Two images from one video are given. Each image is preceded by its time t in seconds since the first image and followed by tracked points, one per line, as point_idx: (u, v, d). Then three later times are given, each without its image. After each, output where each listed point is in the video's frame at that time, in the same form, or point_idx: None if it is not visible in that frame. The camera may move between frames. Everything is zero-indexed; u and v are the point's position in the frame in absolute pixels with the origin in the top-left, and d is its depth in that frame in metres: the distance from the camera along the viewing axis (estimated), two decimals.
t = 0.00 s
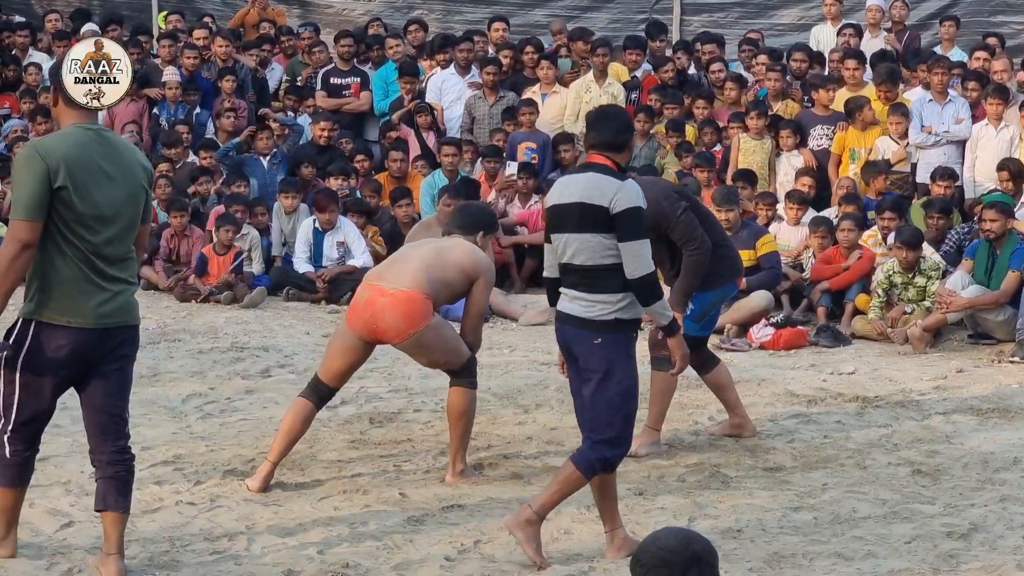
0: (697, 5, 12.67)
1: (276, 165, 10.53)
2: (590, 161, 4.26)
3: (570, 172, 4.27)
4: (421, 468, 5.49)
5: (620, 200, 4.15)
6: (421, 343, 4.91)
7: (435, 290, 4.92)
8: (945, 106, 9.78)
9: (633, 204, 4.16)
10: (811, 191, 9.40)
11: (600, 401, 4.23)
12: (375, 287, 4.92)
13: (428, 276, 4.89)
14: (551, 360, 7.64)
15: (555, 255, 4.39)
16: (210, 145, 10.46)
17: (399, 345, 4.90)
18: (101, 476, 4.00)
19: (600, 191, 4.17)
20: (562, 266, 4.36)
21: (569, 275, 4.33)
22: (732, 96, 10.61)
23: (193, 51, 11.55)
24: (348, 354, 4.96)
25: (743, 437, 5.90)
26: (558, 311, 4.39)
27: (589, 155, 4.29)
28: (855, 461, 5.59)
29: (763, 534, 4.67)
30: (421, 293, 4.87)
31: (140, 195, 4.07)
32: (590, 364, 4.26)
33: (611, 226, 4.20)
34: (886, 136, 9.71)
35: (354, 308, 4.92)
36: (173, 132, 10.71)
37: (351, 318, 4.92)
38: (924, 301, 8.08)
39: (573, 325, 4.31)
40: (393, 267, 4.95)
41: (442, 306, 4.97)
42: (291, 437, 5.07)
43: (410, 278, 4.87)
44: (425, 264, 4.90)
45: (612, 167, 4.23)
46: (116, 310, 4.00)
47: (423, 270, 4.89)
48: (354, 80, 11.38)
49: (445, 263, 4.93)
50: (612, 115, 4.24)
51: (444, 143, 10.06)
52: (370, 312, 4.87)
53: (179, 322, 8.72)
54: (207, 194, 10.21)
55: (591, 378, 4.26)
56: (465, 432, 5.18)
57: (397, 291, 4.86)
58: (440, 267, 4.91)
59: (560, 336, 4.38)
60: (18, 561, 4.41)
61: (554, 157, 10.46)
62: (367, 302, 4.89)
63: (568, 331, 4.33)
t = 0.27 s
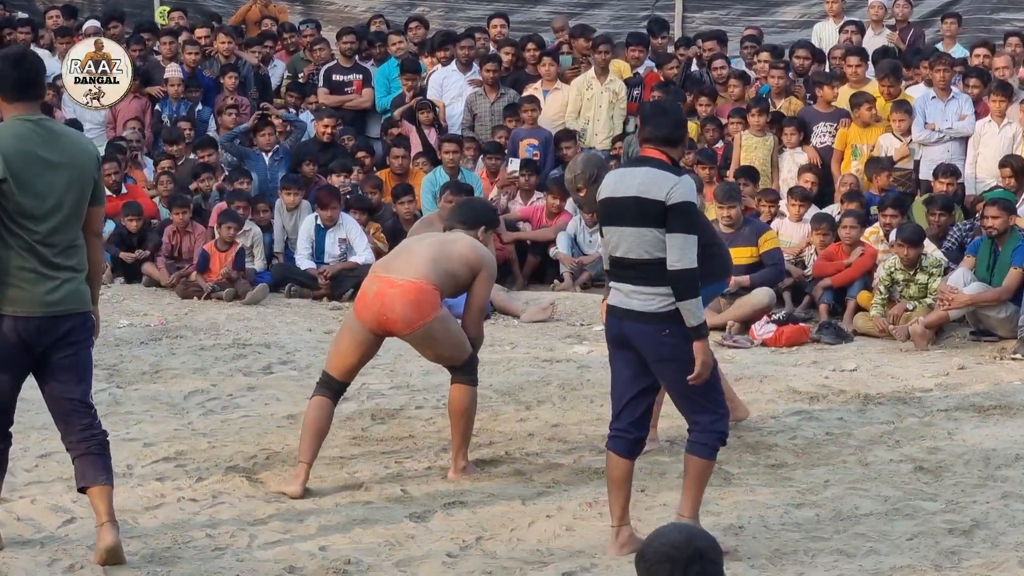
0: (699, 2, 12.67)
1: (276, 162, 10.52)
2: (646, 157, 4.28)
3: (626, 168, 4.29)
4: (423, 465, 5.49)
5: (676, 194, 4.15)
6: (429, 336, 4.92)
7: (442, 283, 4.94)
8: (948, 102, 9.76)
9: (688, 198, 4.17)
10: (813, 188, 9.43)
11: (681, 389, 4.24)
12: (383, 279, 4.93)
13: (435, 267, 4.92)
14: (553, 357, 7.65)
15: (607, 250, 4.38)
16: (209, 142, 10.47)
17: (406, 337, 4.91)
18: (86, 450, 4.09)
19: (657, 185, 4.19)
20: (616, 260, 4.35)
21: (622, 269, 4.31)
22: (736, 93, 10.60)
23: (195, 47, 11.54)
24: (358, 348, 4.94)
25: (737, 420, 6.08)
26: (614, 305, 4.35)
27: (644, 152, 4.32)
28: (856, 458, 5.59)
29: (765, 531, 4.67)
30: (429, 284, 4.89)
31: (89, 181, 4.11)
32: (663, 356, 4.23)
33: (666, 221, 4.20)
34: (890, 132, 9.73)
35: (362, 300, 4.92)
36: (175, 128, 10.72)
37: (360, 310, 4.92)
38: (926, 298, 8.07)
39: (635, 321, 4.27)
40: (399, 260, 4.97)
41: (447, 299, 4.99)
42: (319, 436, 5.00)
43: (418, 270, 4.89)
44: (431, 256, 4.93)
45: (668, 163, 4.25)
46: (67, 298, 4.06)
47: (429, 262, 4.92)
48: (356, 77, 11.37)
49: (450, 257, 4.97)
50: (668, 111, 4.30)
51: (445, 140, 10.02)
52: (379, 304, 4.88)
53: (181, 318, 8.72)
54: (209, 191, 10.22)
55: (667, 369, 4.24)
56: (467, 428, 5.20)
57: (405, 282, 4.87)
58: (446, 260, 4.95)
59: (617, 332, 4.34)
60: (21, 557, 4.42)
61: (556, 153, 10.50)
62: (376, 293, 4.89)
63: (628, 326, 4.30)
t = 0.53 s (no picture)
0: None
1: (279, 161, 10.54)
2: (708, 163, 4.25)
3: (689, 175, 4.26)
4: (424, 463, 5.49)
5: (746, 199, 4.12)
6: (424, 334, 4.92)
7: (435, 281, 4.93)
8: (950, 101, 9.74)
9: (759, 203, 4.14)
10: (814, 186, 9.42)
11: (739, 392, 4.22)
12: (378, 276, 4.92)
13: (429, 265, 4.91)
14: (554, 355, 7.64)
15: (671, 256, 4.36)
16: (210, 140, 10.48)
17: (401, 335, 4.90)
18: (34, 424, 4.31)
19: (726, 191, 4.15)
20: (682, 266, 4.32)
21: (689, 274, 4.29)
22: (738, 91, 10.60)
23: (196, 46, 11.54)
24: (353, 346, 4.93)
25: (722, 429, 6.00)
26: (679, 308, 4.33)
27: (704, 158, 4.29)
28: (857, 456, 5.59)
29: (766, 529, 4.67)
30: (424, 282, 4.89)
31: (45, 170, 4.20)
32: (729, 360, 4.21)
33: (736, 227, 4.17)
34: (891, 131, 9.77)
35: (357, 298, 4.90)
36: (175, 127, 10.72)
37: (355, 308, 4.90)
38: (926, 297, 8.06)
39: (704, 322, 4.24)
40: (393, 257, 4.96)
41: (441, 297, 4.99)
42: (313, 438, 5.00)
43: (412, 269, 4.89)
44: (425, 254, 4.93)
45: (730, 167, 4.24)
46: (19, 285, 4.18)
47: (423, 260, 4.92)
48: (356, 75, 11.36)
49: (444, 254, 4.96)
50: (722, 115, 4.28)
51: (445, 139, 10.02)
52: (375, 302, 4.87)
53: (182, 316, 8.73)
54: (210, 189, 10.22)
55: (729, 372, 4.22)
56: (465, 425, 5.19)
57: (400, 281, 4.87)
58: (440, 257, 4.95)
59: (682, 333, 4.31)
60: (21, 554, 4.42)
61: (557, 151, 10.49)
62: (371, 291, 4.88)
63: (693, 328, 4.27)
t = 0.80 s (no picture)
0: None
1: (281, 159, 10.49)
2: (774, 158, 4.35)
3: (754, 169, 4.32)
4: (425, 461, 5.49)
5: (824, 195, 4.24)
6: (431, 332, 4.93)
7: (441, 278, 4.95)
8: (952, 99, 9.76)
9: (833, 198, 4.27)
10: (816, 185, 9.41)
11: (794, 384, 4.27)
12: (384, 276, 4.94)
13: (434, 263, 4.93)
14: (555, 354, 7.64)
15: (731, 248, 4.41)
16: (212, 138, 10.48)
17: (409, 333, 4.92)
18: None
19: (801, 185, 4.25)
20: (744, 259, 4.38)
21: (751, 267, 4.36)
22: (740, 89, 10.60)
23: (197, 43, 11.53)
24: (361, 345, 4.95)
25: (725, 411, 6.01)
26: (737, 301, 4.40)
27: (768, 151, 4.38)
28: (858, 454, 5.59)
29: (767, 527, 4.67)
30: (430, 280, 4.90)
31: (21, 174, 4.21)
32: (788, 351, 4.28)
33: (807, 220, 4.28)
34: (893, 130, 9.73)
35: (364, 297, 4.93)
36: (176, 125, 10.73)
37: (362, 308, 4.92)
38: (928, 295, 8.08)
39: (765, 315, 4.31)
40: (399, 255, 4.98)
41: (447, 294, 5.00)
42: (310, 438, 4.98)
43: (417, 267, 4.91)
44: (429, 251, 4.94)
45: (796, 161, 4.34)
46: None
47: (428, 258, 4.93)
48: (357, 74, 11.35)
49: (449, 251, 4.97)
50: (782, 110, 4.41)
51: (446, 137, 10.12)
52: (381, 301, 4.89)
53: (183, 314, 8.73)
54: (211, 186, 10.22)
55: (786, 364, 4.29)
56: (472, 423, 5.18)
57: (405, 279, 4.90)
58: (444, 254, 4.95)
59: (744, 327, 4.38)
60: (22, 552, 4.42)
61: (558, 150, 10.48)
62: (377, 291, 4.90)
63: (754, 321, 4.34)
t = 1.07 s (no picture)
0: None
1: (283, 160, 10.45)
2: (814, 160, 4.40)
3: (797, 172, 4.37)
4: (427, 462, 5.50)
5: (868, 200, 4.33)
6: (435, 334, 4.94)
7: (444, 281, 4.96)
8: (956, 100, 9.87)
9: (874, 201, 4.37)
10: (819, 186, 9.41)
11: (824, 382, 4.30)
12: (388, 280, 4.92)
13: (436, 265, 4.93)
14: (557, 354, 7.64)
15: (771, 249, 4.44)
16: (215, 139, 10.48)
17: (413, 336, 4.92)
18: None
19: (845, 188, 4.33)
20: (784, 260, 4.41)
21: (792, 268, 4.39)
22: (743, 90, 10.60)
23: (200, 44, 11.51)
24: (365, 349, 4.94)
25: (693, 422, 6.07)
26: (774, 299, 4.42)
27: (807, 154, 4.43)
28: (861, 455, 5.59)
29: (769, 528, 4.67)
30: (432, 283, 4.90)
31: (9, 180, 4.38)
32: (824, 349, 4.31)
33: (849, 221, 4.35)
34: (896, 131, 9.66)
35: (367, 301, 4.91)
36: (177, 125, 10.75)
37: (366, 312, 4.91)
38: (930, 296, 8.09)
39: (805, 313, 4.34)
40: (400, 258, 4.97)
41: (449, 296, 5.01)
42: (313, 439, 4.99)
43: (421, 270, 4.90)
44: (431, 253, 4.94)
45: (836, 164, 4.40)
46: None
47: (431, 261, 4.93)
48: (359, 74, 11.38)
49: (451, 253, 4.98)
50: (824, 113, 4.40)
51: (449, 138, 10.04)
52: (386, 305, 4.87)
53: (186, 315, 8.74)
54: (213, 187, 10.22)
55: (819, 362, 4.32)
56: (475, 426, 5.18)
57: (409, 282, 4.89)
58: (446, 255, 4.96)
59: (782, 325, 4.39)
60: (25, 553, 4.42)
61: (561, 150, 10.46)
62: (382, 295, 4.89)
63: (793, 320, 4.37)
